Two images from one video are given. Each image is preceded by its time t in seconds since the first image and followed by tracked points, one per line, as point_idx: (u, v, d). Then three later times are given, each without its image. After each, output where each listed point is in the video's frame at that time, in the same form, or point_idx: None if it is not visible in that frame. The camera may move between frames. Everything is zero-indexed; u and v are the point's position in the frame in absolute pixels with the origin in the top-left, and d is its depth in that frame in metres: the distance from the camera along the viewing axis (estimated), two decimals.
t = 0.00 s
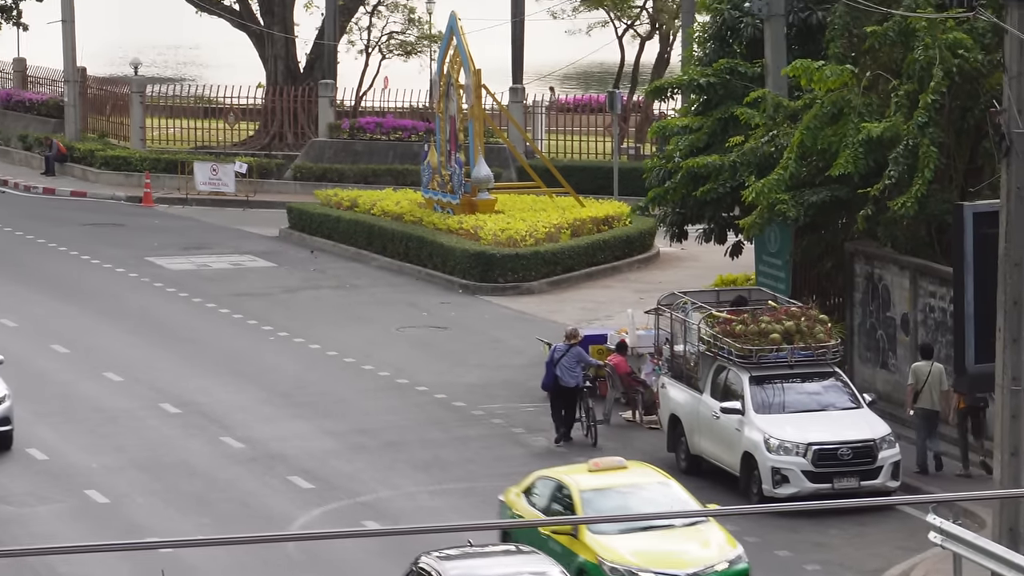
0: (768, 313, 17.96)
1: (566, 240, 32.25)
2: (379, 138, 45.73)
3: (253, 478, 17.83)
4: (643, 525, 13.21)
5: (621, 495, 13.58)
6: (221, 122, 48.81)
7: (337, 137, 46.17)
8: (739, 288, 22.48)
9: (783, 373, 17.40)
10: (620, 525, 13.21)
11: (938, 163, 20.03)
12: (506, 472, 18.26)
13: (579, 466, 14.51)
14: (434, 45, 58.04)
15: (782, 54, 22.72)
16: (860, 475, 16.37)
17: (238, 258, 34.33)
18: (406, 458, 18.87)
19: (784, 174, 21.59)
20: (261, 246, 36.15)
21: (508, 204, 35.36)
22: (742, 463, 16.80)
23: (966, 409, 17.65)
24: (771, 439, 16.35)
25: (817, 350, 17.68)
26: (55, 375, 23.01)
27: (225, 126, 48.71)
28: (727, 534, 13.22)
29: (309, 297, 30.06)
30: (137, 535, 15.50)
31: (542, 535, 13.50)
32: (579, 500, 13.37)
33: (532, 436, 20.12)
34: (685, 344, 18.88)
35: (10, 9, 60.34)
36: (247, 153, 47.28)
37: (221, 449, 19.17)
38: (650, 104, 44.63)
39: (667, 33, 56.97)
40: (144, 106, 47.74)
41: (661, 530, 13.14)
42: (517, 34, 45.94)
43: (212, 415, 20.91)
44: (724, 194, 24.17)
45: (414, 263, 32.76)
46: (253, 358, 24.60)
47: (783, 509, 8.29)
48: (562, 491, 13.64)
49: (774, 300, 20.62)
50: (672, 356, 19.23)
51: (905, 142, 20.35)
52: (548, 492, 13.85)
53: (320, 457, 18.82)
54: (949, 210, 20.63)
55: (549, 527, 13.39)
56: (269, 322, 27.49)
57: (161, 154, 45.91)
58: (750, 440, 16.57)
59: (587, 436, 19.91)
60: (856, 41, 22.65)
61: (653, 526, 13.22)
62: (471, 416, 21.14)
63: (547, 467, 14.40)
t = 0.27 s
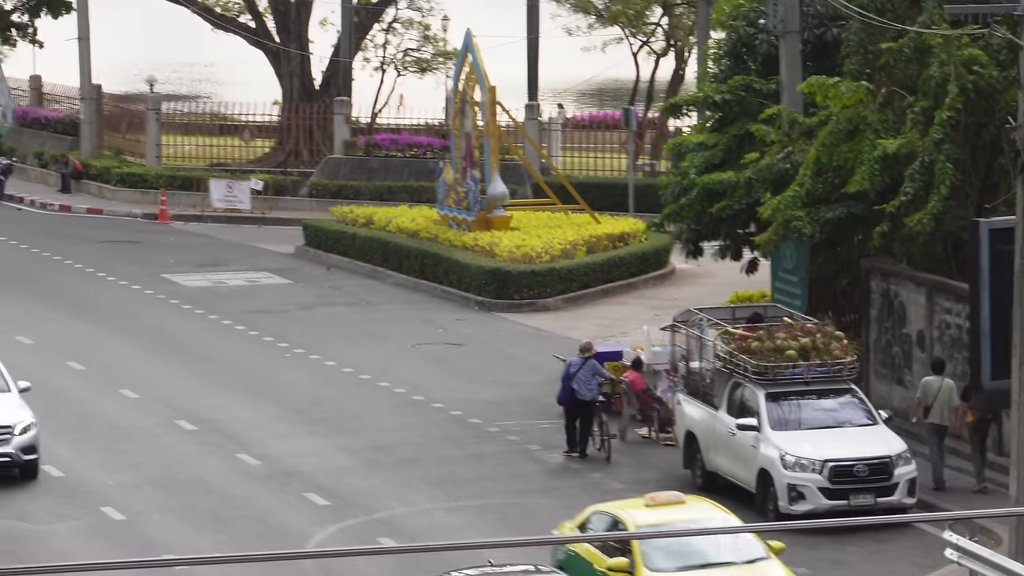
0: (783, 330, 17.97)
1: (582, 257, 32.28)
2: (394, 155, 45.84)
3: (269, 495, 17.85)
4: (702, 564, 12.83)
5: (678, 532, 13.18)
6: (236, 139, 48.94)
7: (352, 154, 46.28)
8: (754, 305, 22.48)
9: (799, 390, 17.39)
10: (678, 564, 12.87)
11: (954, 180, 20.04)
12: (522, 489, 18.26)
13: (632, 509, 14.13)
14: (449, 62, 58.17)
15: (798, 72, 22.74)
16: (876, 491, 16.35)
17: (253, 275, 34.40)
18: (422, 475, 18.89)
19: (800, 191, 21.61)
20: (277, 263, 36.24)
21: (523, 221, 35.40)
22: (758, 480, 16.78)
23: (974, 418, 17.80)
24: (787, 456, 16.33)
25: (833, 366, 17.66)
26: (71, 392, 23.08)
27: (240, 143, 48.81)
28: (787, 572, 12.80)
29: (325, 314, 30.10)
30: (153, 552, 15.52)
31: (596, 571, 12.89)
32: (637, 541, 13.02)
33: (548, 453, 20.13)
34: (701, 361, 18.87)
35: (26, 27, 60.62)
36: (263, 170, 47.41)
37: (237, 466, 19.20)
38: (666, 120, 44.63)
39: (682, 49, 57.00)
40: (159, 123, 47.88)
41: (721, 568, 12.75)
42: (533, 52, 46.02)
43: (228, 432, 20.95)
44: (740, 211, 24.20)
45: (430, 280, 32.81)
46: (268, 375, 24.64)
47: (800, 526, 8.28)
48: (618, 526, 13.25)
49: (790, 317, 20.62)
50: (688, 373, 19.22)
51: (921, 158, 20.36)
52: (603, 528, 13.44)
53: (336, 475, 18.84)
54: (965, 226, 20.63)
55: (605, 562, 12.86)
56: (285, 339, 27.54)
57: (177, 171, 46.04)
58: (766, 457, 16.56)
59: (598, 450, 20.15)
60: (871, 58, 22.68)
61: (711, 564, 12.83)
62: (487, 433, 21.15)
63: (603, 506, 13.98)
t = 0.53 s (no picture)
0: (799, 347, 17.99)
1: (597, 274, 32.29)
2: (409, 173, 45.94)
3: (284, 513, 17.89)
4: None
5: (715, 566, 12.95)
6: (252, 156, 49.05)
7: (368, 172, 46.38)
8: (769, 322, 22.47)
9: (814, 408, 17.38)
10: None
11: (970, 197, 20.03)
12: (537, 506, 18.28)
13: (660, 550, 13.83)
14: (464, 79, 58.29)
15: (813, 89, 22.79)
16: (891, 509, 16.32)
17: (268, 292, 34.49)
18: (437, 492, 18.91)
19: (816, 208, 21.63)
20: (292, 281, 36.32)
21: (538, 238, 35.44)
22: (774, 497, 16.77)
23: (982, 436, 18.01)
24: (802, 473, 16.33)
25: (849, 384, 17.66)
26: (86, 409, 23.16)
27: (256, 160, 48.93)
28: None
29: (339, 331, 30.18)
30: (168, 570, 15.56)
31: None
32: None
33: (563, 470, 20.15)
34: (716, 379, 18.87)
35: (42, 45, 60.94)
36: (278, 188, 47.53)
37: (252, 483, 19.25)
38: (681, 138, 44.65)
39: (697, 66, 57.04)
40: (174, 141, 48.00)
41: None
42: (548, 69, 46.11)
43: (243, 449, 21.00)
44: (755, 229, 24.23)
45: (445, 297, 32.86)
46: (283, 392, 24.69)
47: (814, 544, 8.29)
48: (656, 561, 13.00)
49: (805, 335, 20.64)
50: (704, 391, 19.23)
51: (936, 176, 20.35)
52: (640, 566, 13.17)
53: (351, 492, 18.88)
54: (980, 243, 20.62)
55: None
56: (300, 356, 27.59)
57: (192, 189, 46.17)
58: (781, 474, 16.56)
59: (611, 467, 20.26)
60: (886, 74, 22.73)
61: None
62: (502, 450, 21.17)
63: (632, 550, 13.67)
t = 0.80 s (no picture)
0: (817, 371, 18.04)
1: (615, 297, 32.29)
2: (428, 196, 46.07)
3: (303, 536, 17.92)
4: None
5: None
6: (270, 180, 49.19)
7: (386, 195, 46.52)
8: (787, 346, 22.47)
9: (833, 431, 17.37)
10: None
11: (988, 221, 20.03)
12: (556, 529, 18.28)
13: None
14: (482, 102, 58.46)
15: (831, 112, 22.83)
16: (911, 532, 16.28)
17: (287, 316, 34.60)
18: (456, 515, 18.93)
19: (834, 231, 21.66)
20: (311, 305, 36.44)
21: (557, 261, 35.47)
22: (793, 520, 16.75)
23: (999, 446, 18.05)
24: (822, 496, 16.32)
25: (867, 407, 17.66)
26: (106, 434, 23.24)
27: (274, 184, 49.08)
28: None
29: (358, 355, 30.26)
30: None
31: None
32: None
33: (582, 493, 20.16)
34: (735, 402, 18.87)
35: (61, 70, 61.29)
36: (297, 212, 47.68)
37: (271, 507, 19.29)
38: (699, 161, 44.70)
39: (715, 89, 57.11)
40: (193, 165, 48.19)
41: None
42: (566, 93, 46.23)
43: (262, 473, 21.05)
44: (773, 252, 24.24)
45: (463, 320, 32.93)
46: (301, 416, 24.77)
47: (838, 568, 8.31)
48: None
49: (823, 358, 20.65)
50: (722, 414, 19.23)
51: (955, 199, 20.36)
52: None
53: (370, 515, 18.91)
54: (999, 265, 20.60)
55: None
56: (319, 380, 27.66)
57: (210, 213, 46.33)
58: (801, 497, 16.55)
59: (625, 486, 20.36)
60: (904, 97, 22.77)
61: None
62: (520, 473, 21.19)
63: None
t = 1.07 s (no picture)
0: (830, 390, 18.02)
1: (628, 315, 32.27)
2: (440, 215, 46.10)
3: (315, 555, 17.90)
4: None
5: None
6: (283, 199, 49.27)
7: (398, 214, 46.57)
8: (800, 365, 22.44)
9: (846, 449, 17.34)
10: None
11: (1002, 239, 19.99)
12: (568, 548, 18.25)
13: None
14: (494, 121, 58.56)
15: (844, 130, 22.81)
16: (924, 551, 16.22)
17: (300, 334, 34.63)
18: (468, 534, 18.90)
19: (848, 249, 21.65)
20: (323, 323, 36.47)
21: (569, 280, 35.46)
22: (806, 539, 16.70)
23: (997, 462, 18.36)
24: (835, 515, 16.27)
25: (880, 426, 17.63)
26: (118, 452, 23.26)
27: (286, 203, 49.13)
28: None
29: (371, 373, 30.26)
30: None
31: None
32: None
33: (594, 512, 20.13)
34: (747, 420, 18.85)
35: (74, 89, 61.54)
36: (309, 230, 47.76)
37: (283, 526, 19.28)
38: (712, 180, 44.72)
39: (728, 107, 57.15)
40: (206, 184, 48.30)
41: None
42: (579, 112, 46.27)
43: (274, 492, 21.05)
44: (785, 270, 24.22)
45: (476, 338, 32.93)
46: (313, 434, 24.77)
47: None
48: None
49: (836, 376, 20.62)
50: (734, 433, 19.20)
51: (968, 217, 20.33)
52: None
53: (382, 534, 18.89)
54: (1012, 284, 20.57)
55: None
56: (331, 399, 27.67)
57: (223, 231, 46.41)
58: (814, 516, 16.50)
59: (635, 503, 20.46)
60: (917, 115, 22.66)
61: None
62: (533, 492, 21.17)
63: None
